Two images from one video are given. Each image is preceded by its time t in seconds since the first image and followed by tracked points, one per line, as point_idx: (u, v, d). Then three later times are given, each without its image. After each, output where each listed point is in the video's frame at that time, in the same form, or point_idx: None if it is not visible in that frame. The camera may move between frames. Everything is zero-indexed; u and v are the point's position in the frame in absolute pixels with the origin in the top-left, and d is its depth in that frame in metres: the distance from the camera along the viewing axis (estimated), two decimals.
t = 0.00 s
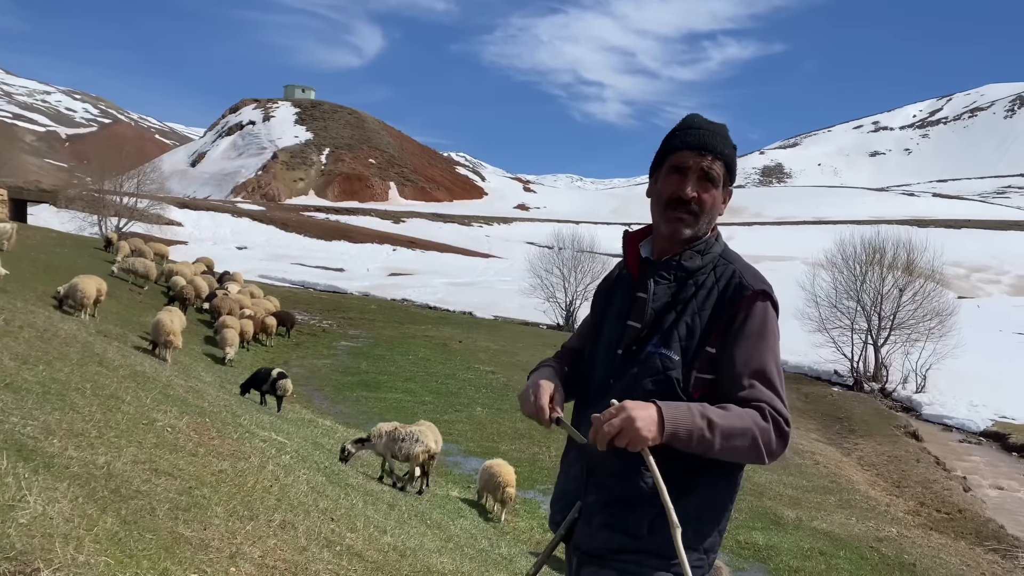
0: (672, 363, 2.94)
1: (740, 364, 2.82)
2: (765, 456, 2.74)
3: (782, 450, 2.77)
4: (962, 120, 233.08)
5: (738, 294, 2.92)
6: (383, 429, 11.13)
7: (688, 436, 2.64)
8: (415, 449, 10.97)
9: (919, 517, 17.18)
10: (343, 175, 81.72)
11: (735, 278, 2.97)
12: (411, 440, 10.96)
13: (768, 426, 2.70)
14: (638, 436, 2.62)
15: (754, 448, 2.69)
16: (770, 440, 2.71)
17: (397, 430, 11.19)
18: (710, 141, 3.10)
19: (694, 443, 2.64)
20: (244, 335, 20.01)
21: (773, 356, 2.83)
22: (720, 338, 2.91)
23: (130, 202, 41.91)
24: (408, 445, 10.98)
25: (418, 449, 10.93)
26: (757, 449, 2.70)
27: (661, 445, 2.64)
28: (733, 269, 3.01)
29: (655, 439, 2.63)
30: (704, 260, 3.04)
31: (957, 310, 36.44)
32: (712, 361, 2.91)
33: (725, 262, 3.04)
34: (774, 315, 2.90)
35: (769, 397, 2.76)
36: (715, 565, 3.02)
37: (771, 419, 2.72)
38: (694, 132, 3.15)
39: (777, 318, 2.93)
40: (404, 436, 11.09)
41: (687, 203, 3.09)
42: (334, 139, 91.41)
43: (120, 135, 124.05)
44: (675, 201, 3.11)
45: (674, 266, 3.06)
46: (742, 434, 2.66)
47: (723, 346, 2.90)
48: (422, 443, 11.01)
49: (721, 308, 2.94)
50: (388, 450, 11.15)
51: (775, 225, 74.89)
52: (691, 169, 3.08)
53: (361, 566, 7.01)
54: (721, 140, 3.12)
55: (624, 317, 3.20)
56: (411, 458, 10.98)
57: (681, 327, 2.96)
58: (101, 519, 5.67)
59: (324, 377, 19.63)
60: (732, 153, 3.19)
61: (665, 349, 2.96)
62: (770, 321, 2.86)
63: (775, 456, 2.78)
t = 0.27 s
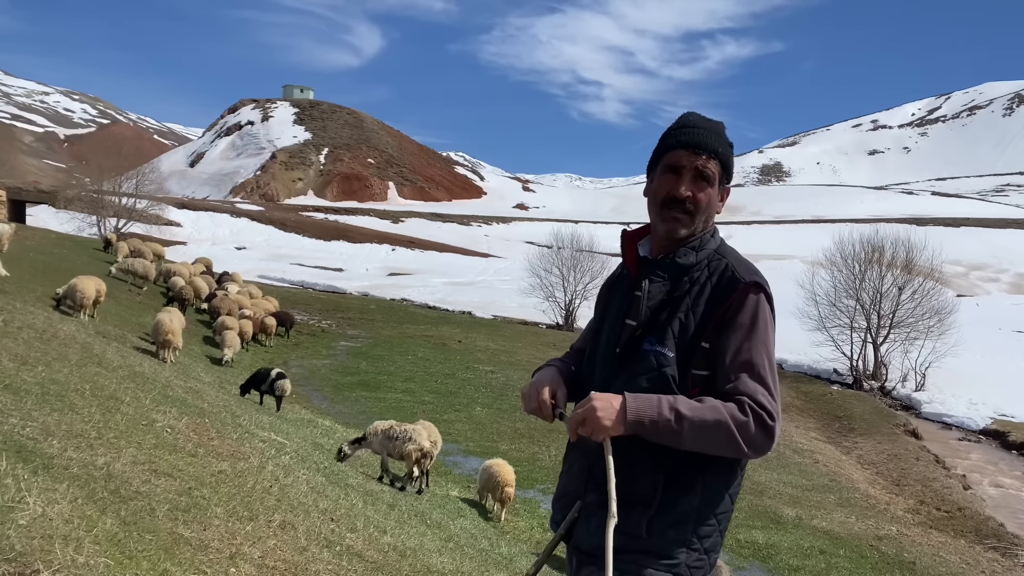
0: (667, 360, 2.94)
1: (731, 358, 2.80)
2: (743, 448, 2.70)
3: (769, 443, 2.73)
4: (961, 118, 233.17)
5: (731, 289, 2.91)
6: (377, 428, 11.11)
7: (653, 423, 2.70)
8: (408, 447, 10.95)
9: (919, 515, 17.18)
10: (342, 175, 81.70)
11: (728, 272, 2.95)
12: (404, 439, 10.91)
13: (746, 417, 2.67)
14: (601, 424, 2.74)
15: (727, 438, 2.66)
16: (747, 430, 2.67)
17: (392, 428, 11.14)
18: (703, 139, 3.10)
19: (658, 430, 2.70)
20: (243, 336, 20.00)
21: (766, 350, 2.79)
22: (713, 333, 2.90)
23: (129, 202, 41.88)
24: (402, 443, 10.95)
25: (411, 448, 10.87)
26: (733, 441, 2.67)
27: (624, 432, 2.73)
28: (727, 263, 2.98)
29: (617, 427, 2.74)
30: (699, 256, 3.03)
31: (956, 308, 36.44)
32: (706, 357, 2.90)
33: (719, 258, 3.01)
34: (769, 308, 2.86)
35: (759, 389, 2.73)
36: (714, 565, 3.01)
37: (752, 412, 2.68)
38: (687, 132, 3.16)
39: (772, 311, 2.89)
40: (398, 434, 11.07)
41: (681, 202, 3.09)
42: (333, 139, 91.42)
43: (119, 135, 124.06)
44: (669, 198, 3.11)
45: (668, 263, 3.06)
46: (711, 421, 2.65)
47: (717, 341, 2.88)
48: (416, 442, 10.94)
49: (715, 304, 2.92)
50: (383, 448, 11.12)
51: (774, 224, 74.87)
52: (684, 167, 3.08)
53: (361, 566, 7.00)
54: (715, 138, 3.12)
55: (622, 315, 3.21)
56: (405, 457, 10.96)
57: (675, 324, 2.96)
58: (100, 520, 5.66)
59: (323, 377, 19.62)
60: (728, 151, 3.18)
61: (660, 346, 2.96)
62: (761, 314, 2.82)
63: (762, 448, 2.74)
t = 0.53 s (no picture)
0: (667, 360, 2.94)
1: (732, 357, 2.80)
2: (741, 445, 2.70)
3: (769, 441, 2.72)
4: (960, 118, 233.27)
5: (731, 289, 2.90)
6: (373, 426, 11.27)
7: (646, 419, 2.72)
8: (402, 447, 10.97)
9: (920, 515, 17.19)
10: (342, 175, 81.69)
11: (729, 271, 2.95)
12: (398, 437, 10.98)
13: (743, 415, 2.67)
14: (595, 419, 2.77)
15: (726, 436, 2.66)
16: (744, 428, 2.67)
17: (387, 427, 11.24)
18: (704, 139, 3.10)
19: (653, 425, 2.72)
20: (243, 336, 19.99)
21: (765, 348, 2.80)
22: (714, 333, 2.90)
23: (128, 203, 41.86)
24: (397, 442, 11.01)
25: (404, 447, 10.93)
26: (731, 438, 2.67)
27: (619, 426, 2.75)
28: (725, 263, 2.97)
29: (612, 422, 2.76)
30: (699, 255, 3.02)
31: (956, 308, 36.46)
32: (707, 356, 2.90)
33: (720, 257, 3.01)
34: (768, 306, 2.87)
35: (758, 387, 2.73)
36: (716, 566, 3.01)
37: (750, 410, 2.68)
38: (688, 131, 3.16)
39: (773, 310, 2.89)
40: (393, 433, 11.17)
41: (681, 201, 3.09)
42: (332, 140, 91.41)
43: (117, 136, 124.08)
44: (669, 198, 3.12)
45: (669, 263, 3.06)
46: (706, 418, 2.66)
47: (717, 340, 2.88)
48: (409, 440, 10.98)
49: (716, 304, 2.92)
50: (378, 447, 11.22)
51: (773, 224, 74.89)
52: (684, 167, 3.08)
53: (361, 567, 7.00)
54: (717, 138, 3.12)
55: (623, 315, 3.21)
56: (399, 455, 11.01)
57: (676, 324, 2.96)
58: (101, 521, 5.66)
59: (323, 378, 19.60)
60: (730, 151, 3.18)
61: (660, 346, 2.96)
62: (762, 313, 2.82)
63: (761, 447, 2.73)
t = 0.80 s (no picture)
0: (670, 362, 2.94)
1: (735, 362, 2.80)
2: (742, 452, 2.70)
3: (769, 448, 2.73)
4: (959, 118, 233.40)
5: (736, 292, 2.90)
6: (369, 426, 11.20)
7: (647, 426, 2.72)
8: (398, 447, 10.98)
9: (920, 515, 17.19)
10: (341, 176, 81.69)
11: (733, 274, 2.95)
12: (395, 437, 10.97)
13: (745, 422, 2.67)
14: (594, 426, 2.76)
15: (726, 444, 2.67)
16: (744, 434, 2.67)
17: (384, 427, 11.18)
18: (718, 142, 3.10)
19: (653, 432, 2.72)
20: (243, 338, 19.98)
21: (768, 355, 2.80)
22: (718, 336, 2.89)
23: (128, 204, 41.88)
24: (393, 443, 11.00)
25: (401, 448, 10.92)
26: (732, 446, 2.68)
27: (619, 435, 2.75)
28: (730, 266, 2.97)
29: (612, 430, 2.75)
30: (704, 258, 3.02)
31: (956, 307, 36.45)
32: (709, 360, 2.90)
33: (724, 260, 3.01)
34: (773, 312, 2.87)
35: (761, 393, 2.74)
36: (714, 567, 3.02)
37: (751, 417, 2.68)
38: (702, 134, 3.16)
39: (777, 316, 2.89)
40: (390, 433, 11.12)
41: (690, 202, 3.09)
42: (331, 141, 91.40)
43: (116, 137, 124.00)
44: (678, 199, 3.11)
45: (673, 264, 3.05)
46: (708, 426, 2.66)
47: (719, 344, 2.88)
48: (406, 442, 10.97)
49: (719, 307, 2.92)
50: (375, 446, 11.16)
51: (773, 224, 74.86)
52: (696, 170, 3.08)
53: (362, 568, 6.99)
54: (730, 142, 3.13)
55: (625, 315, 3.21)
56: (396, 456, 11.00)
57: (679, 326, 2.95)
58: (101, 524, 5.65)
59: (322, 379, 19.60)
60: (743, 155, 3.18)
61: (662, 348, 2.96)
62: (766, 318, 2.83)
63: (760, 452, 2.74)
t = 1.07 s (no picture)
0: (670, 366, 2.94)
1: (734, 366, 2.80)
2: (740, 456, 2.71)
3: (765, 453, 2.73)
4: (957, 118, 233.60)
5: (737, 297, 2.90)
6: (366, 426, 11.21)
7: (643, 426, 2.73)
8: (396, 448, 11.02)
9: (919, 515, 17.20)
10: (340, 177, 81.68)
11: (735, 278, 2.95)
12: (392, 438, 10.98)
13: (741, 427, 2.68)
14: (590, 423, 2.78)
15: (722, 448, 2.68)
16: (743, 438, 2.68)
17: (381, 427, 11.17)
18: (707, 142, 3.09)
19: (649, 433, 2.73)
20: (242, 339, 20.01)
21: (767, 359, 2.80)
22: (718, 340, 2.89)
23: (127, 206, 41.88)
24: (390, 443, 11.01)
25: (399, 448, 10.95)
26: (729, 449, 2.68)
27: (615, 433, 2.76)
28: (729, 269, 2.97)
29: (609, 429, 2.76)
30: (705, 261, 3.02)
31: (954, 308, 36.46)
32: (709, 364, 2.90)
33: (725, 263, 3.01)
34: (772, 316, 2.87)
35: (758, 399, 2.74)
36: (711, 569, 3.03)
37: (747, 422, 2.68)
38: (695, 136, 3.14)
39: (777, 319, 2.90)
40: (387, 434, 11.12)
41: (681, 205, 3.09)
42: (331, 142, 91.42)
43: (116, 138, 123.85)
44: (675, 202, 3.11)
45: (674, 268, 3.06)
46: (704, 430, 2.67)
47: (719, 349, 2.88)
48: (404, 442, 10.99)
49: (720, 312, 2.92)
50: (372, 447, 11.17)
51: (772, 225, 74.85)
52: (688, 171, 3.07)
53: (360, 570, 6.99)
54: (721, 142, 3.11)
55: (625, 318, 3.21)
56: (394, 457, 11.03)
57: (680, 330, 2.95)
58: (99, 525, 5.65)
59: (321, 380, 19.61)
60: (738, 156, 3.16)
61: (662, 352, 2.96)
62: (765, 323, 2.83)
63: (759, 458, 2.74)
